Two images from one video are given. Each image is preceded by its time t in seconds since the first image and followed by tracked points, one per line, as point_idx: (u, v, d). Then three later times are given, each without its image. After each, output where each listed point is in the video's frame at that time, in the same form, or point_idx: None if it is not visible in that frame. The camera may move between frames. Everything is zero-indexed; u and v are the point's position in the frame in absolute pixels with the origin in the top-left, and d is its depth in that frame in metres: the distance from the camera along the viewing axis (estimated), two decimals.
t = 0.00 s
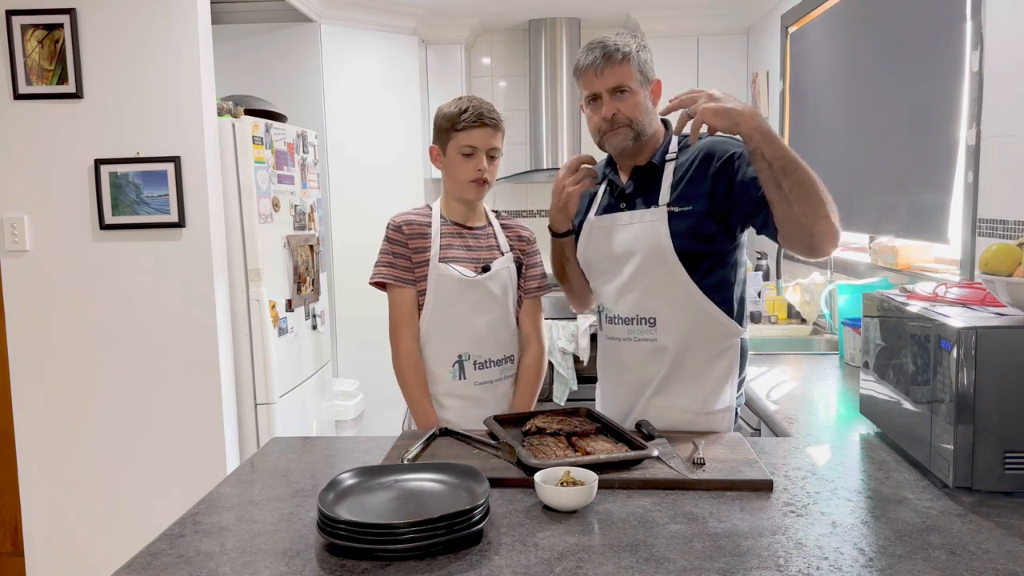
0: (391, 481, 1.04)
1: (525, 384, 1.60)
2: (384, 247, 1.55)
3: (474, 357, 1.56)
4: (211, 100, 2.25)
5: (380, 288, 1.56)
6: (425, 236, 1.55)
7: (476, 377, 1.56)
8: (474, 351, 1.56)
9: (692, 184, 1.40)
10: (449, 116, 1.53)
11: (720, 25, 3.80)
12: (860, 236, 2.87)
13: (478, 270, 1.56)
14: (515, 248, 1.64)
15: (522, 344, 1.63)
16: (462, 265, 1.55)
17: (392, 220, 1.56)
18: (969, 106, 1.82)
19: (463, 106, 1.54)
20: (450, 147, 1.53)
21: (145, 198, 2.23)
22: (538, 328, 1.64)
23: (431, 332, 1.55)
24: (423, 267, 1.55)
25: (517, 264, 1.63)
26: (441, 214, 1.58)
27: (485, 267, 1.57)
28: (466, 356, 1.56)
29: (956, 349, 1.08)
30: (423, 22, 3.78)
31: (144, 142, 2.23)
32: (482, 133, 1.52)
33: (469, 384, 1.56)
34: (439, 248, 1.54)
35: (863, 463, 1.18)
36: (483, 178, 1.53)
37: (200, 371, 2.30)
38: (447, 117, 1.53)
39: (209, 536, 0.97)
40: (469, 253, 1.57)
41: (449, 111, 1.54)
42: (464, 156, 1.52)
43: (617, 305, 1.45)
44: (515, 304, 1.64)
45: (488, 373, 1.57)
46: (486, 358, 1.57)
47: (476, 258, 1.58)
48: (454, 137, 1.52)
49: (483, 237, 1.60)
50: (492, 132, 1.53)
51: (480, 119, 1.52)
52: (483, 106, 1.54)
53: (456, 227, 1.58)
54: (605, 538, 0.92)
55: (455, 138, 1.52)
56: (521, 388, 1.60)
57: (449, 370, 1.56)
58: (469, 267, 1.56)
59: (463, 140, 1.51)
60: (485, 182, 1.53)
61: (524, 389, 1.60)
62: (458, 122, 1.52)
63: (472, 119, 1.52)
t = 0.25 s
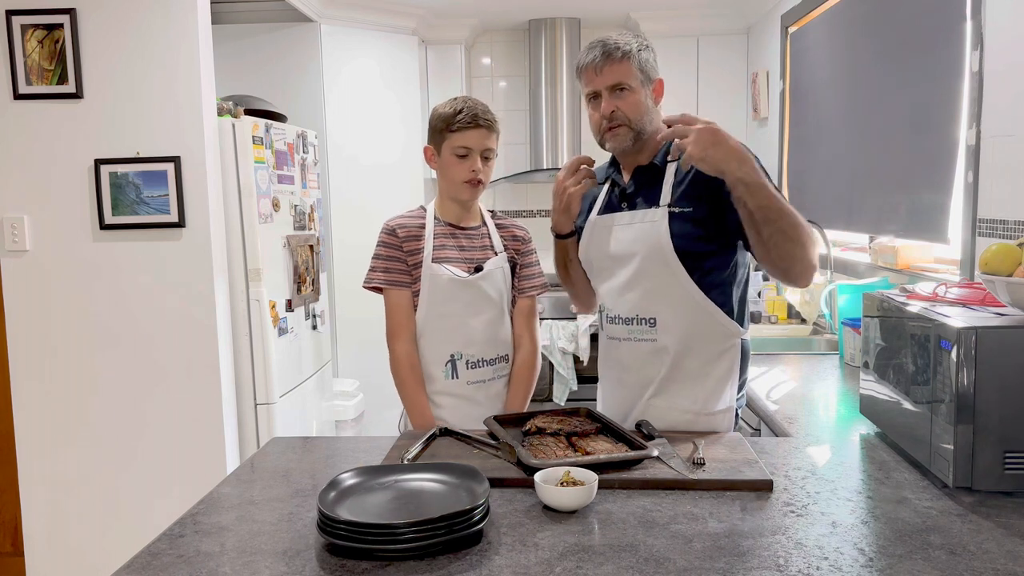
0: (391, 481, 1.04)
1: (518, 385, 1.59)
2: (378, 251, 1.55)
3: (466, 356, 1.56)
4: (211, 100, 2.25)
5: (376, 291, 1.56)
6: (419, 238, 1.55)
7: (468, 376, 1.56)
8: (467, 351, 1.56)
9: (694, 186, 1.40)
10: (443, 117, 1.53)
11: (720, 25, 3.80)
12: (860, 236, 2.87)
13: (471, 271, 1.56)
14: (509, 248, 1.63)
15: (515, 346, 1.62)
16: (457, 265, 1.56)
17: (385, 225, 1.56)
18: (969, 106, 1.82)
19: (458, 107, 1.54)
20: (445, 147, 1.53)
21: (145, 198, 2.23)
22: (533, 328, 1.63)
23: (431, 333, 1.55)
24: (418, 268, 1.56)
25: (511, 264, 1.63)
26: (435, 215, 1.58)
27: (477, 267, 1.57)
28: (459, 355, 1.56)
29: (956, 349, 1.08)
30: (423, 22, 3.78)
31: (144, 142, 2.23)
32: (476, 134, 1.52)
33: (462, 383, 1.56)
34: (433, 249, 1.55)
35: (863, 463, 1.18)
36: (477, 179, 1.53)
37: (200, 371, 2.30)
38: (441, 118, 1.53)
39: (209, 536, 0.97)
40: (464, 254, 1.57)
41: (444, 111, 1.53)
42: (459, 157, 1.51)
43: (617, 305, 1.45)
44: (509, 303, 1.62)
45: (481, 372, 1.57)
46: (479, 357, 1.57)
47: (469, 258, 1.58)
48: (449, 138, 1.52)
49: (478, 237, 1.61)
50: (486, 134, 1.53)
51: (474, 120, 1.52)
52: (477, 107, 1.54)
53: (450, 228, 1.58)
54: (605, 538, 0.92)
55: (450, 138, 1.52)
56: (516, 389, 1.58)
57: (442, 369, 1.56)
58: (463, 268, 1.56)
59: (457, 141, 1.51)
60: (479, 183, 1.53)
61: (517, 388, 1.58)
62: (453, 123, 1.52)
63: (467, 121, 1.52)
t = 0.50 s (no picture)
0: (391, 481, 1.04)
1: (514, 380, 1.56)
2: (376, 250, 1.55)
3: (463, 355, 1.56)
4: (211, 100, 2.25)
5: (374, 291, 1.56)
6: (417, 238, 1.55)
7: (464, 375, 1.56)
8: (464, 351, 1.56)
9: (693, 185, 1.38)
10: (444, 116, 1.53)
11: (720, 25, 3.80)
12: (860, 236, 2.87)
13: (468, 271, 1.56)
14: (507, 247, 1.63)
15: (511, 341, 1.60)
16: (455, 265, 1.56)
17: (383, 225, 1.56)
18: (969, 106, 1.82)
19: (458, 106, 1.53)
20: (445, 147, 1.53)
21: (145, 198, 2.23)
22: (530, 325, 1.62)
23: (430, 333, 1.55)
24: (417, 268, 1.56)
25: (508, 263, 1.62)
26: (433, 215, 1.58)
27: (475, 267, 1.57)
28: (455, 355, 1.56)
29: (956, 349, 1.08)
30: (423, 22, 3.78)
31: (144, 142, 2.23)
32: (477, 133, 1.52)
33: (458, 383, 1.56)
34: (432, 249, 1.55)
35: (863, 463, 1.18)
36: (477, 178, 1.53)
37: (199, 371, 2.30)
38: (442, 116, 1.53)
39: (209, 536, 0.97)
40: (462, 253, 1.58)
41: (444, 110, 1.53)
42: (459, 156, 1.51)
43: (617, 306, 1.45)
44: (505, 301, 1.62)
45: (477, 372, 1.57)
46: (476, 356, 1.57)
47: (467, 258, 1.58)
48: (449, 137, 1.52)
49: (476, 237, 1.60)
50: (487, 133, 1.53)
51: (475, 119, 1.52)
52: (478, 106, 1.54)
53: (449, 228, 1.58)
54: (605, 538, 0.92)
55: (450, 138, 1.52)
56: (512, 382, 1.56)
57: (438, 368, 1.56)
58: (461, 267, 1.56)
59: (457, 140, 1.51)
60: (479, 183, 1.53)
61: (511, 382, 1.56)
62: (453, 122, 1.52)
63: (468, 120, 1.51)
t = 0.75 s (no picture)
0: (391, 481, 1.04)
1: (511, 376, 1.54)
2: (376, 250, 1.55)
3: (462, 357, 1.56)
4: (211, 100, 2.25)
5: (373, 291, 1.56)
6: (417, 238, 1.55)
7: (463, 377, 1.56)
8: (462, 352, 1.57)
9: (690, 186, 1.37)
10: (444, 115, 1.53)
11: (720, 25, 3.80)
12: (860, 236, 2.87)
13: (469, 271, 1.56)
14: (507, 247, 1.63)
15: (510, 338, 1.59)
16: (454, 265, 1.56)
17: (382, 225, 1.55)
18: (969, 106, 1.82)
19: (460, 106, 1.53)
20: (445, 147, 1.53)
21: (144, 198, 2.23)
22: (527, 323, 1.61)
23: (431, 333, 1.55)
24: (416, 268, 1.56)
25: (507, 264, 1.62)
26: (432, 215, 1.58)
27: (474, 268, 1.57)
28: (454, 356, 1.56)
29: (956, 349, 1.08)
30: (423, 22, 3.78)
31: (144, 142, 2.23)
32: (478, 134, 1.52)
33: (456, 384, 1.56)
34: (431, 249, 1.55)
35: (863, 463, 1.18)
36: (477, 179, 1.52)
37: (199, 371, 2.30)
38: (442, 116, 1.53)
39: (209, 536, 0.97)
40: (461, 253, 1.57)
41: (445, 110, 1.53)
42: (459, 156, 1.51)
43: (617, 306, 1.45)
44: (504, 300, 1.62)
45: (475, 373, 1.57)
46: (475, 358, 1.57)
47: (465, 258, 1.58)
48: (450, 137, 1.52)
49: (474, 237, 1.60)
50: (488, 134, 1.53)
51: (476, 120, 1.52)
52: (479, 107, 1.54)
53: (449, 228, 1.58)
54: (605, 538, 0.92)
55: (451, 138, 1.52)
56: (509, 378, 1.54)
57: (437, 369, 1.56)
58: (460, 268, 1.56)
59: (458, 141, 1.51)
60: (480, 184, 1.53)
61: (508, 379, 1.55)
62: (454, 122, 1.52)
63: (469, 120, 1.51)
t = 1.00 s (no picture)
0: (391, 481, 1.04)
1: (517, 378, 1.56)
2: (370, 251, 1.54)
3: (461, 357, 1.56)
4: (211, 100, 2.25)
5: (368, 293, 1.55)
6: (412, 238, 1.55)
7: (462, 377, 1.56)
8: (462, 352, 1.56)
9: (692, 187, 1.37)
10: (436, 116, 1.53)
11: (720, 25, 3.80)
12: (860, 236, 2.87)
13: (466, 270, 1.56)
14: (504, 246, 1.64)
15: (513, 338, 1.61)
16: (450, 265, 1.56)
17: (377, 225, 1.55)
18: (969, 106, 1.82)
19: (451, 106, 1.54)
20: (438, 148, 1.52)
21: (145, 198, 2.23)
22: (531, 324, 1.63)
23: (431, 332, 1.56)
24: (412, 269, 1.55)
25: (505, 263, 1.63)
26: (427, 215, 1.58)
27: (472, 267, 1.56)
28: (453, 357, 1.56)
29: (956, 349, 1.08)
30: (423, 22, 3.78)
31: (144, 142, 2.23)
32: (470, 134, 1.52)
33: (456, 385, 1.56)
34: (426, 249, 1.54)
35: (863, 463, 1.18)
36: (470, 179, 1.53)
37: (199, 371, 2.30)
38: (434, 117, 1.53)
39: (209, 536, 0.97)
40: (457, 253, 1.58)
41: (436, 111, 1.53)
42: (452, 157, 1.51)
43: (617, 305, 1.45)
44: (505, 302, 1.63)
45: (475, 374, 1.57)
46: (475, 358, 1.57)
47: (462, 257, 1.58)
48: (441, 137, 1.52)
49: (470, 237, 1.60)
50: (480, 133, 1.53)
51: (467, 120, 1.52)
52: (470, 106, 1.54)
53: (444, 228, 1.58)
54: (605, 538, 0.92)
55: (443, 138, 1.52)
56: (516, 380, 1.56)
57: (437, 371, 1.56)
58: (457, 267, 1.56)
59: (450, 141, 1.51)
60: (473, 183, 1.53)
61: (513, 378, 1.57)
62: (446, 122, 1.52)
63: (461, 120, 1.51)
